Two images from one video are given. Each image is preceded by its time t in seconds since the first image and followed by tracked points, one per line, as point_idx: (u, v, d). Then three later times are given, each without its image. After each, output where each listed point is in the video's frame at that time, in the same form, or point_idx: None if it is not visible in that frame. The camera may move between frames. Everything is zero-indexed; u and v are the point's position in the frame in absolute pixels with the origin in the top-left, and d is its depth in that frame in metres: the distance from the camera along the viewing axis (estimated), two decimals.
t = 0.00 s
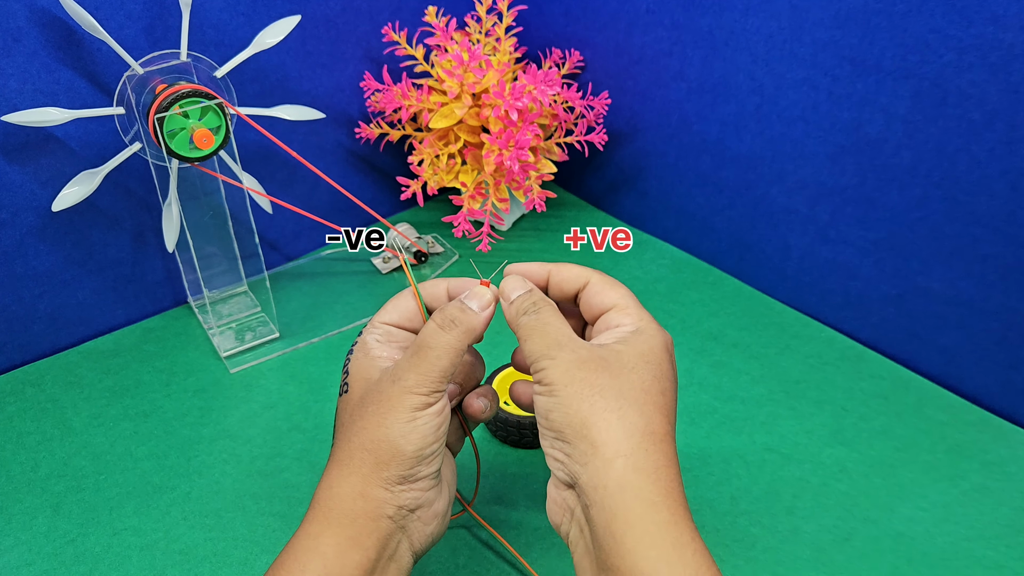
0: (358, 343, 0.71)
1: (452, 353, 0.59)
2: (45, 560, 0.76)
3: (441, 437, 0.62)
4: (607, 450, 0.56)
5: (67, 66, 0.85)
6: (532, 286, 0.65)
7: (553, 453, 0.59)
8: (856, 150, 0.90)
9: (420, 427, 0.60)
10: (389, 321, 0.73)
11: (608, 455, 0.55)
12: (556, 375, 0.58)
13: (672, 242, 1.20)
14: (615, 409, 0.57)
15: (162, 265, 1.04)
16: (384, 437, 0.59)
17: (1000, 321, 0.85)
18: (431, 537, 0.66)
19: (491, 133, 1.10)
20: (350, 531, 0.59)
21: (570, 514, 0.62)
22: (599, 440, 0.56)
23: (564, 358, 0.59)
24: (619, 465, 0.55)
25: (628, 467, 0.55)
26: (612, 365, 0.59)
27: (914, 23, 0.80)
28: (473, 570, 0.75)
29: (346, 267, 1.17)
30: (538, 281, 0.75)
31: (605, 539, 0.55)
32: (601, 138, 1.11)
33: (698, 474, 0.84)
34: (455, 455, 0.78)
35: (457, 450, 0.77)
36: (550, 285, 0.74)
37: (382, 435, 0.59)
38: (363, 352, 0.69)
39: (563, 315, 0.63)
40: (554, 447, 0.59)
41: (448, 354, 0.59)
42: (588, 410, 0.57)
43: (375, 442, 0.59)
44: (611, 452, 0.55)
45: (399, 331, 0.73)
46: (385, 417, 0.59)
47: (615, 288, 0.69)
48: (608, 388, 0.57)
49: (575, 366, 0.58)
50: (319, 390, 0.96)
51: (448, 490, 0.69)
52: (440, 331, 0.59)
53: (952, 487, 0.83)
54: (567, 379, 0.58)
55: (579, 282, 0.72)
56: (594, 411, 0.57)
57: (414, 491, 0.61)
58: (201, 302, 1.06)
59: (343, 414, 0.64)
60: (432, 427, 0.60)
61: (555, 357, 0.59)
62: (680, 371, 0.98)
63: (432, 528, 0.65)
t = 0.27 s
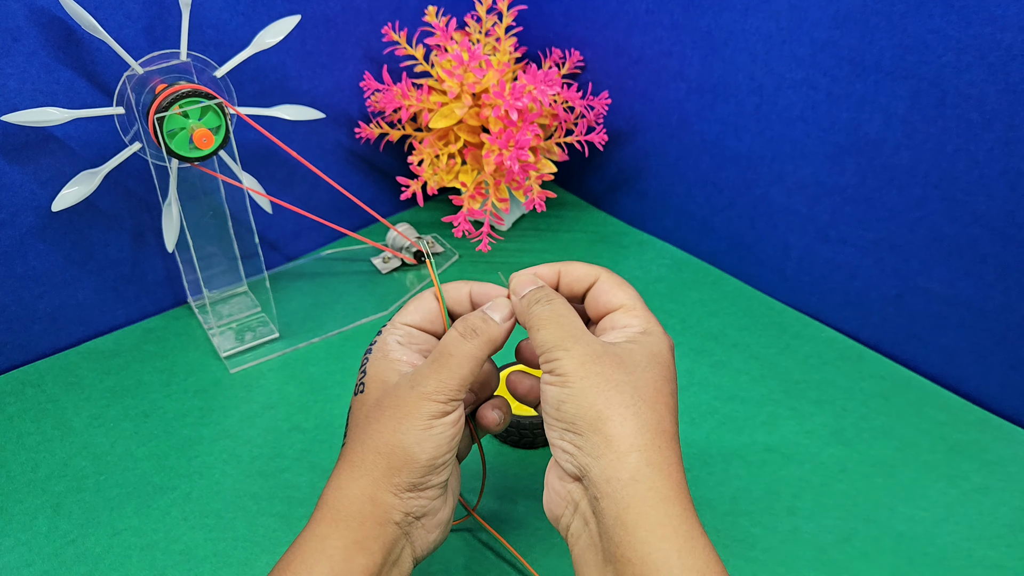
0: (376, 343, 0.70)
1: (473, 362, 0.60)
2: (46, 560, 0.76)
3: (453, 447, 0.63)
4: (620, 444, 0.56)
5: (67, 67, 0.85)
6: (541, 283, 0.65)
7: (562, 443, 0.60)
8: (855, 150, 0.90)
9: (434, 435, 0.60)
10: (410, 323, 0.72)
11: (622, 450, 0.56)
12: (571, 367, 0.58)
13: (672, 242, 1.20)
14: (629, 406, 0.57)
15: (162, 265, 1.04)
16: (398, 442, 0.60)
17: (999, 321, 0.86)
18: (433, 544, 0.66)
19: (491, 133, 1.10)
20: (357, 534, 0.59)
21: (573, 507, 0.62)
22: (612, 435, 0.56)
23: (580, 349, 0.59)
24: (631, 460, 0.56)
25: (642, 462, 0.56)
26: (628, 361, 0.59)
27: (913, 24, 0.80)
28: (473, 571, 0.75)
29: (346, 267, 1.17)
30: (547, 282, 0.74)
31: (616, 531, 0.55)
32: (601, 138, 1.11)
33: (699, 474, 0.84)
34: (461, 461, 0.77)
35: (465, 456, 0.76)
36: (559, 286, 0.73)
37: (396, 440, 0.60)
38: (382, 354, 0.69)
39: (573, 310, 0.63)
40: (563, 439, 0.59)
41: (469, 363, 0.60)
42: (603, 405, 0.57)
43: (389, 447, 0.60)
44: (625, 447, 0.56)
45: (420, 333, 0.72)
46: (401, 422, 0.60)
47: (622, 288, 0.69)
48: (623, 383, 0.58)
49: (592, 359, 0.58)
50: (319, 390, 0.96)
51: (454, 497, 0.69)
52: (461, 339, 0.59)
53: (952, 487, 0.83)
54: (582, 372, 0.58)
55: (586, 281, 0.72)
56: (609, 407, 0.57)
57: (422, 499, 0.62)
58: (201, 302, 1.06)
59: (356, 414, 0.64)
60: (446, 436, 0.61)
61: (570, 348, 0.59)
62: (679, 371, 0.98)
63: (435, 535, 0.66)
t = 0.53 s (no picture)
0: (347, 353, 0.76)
1: (393, 337, 0.66)
2: (45, 559, 0.76)
3: (415, 415, 0.64)
4: (614, 447, 0.56)
5: (67, 67, 0.85)
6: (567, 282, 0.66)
7: (561, 446, 0.60)
8: (855, 150, 0.90)
9: (386, 401, 0.63)
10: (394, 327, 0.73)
11: (615, 452, 0.56)
12: (570, 368, 0.59)
13: (671, 242, 1.20)
14: (625, 407, 0.57)
15: (162, 265, 1.04)
16: (352, 417, 0.62)
17: (999, 322, 0.85)
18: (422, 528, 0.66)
19: (490, 133, 1.10)
20: (329, 518, 0.60)
21: (574, 510, 0.62)
22: (606, 436, 0.56)
23: (582, 350, 0.60)
24: (623, 463, 0.55)
25: (636, 465, 0.55)
26: (629, 361, 0.59)
27: (913, 23, 0.80)
28: (473, 570, 0.75)
29: (345, 267, 1.17)
30: (575, 276, 0.75)
31: (609, 534, 0.54)
32: (601, 139, 1.11)
33: (697, 474, 0.84)
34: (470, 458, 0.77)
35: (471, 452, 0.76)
36: (587, 279, 0.75)
37: (351, 415, 0.63)
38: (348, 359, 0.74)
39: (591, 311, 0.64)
40: (562, 441, 0.60)
41: (390, 336, 0.66)
42: (599, 406, 0.57)
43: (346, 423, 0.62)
44: (618, 450, 0.56)
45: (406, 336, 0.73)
46: (353, 396, 0.63)
47: (646, 281, 0.71)
48: (619, 384, 0.58)
49: (592, 360, 0.59)
50: (318, 389, 0.96)
51: (444, 485, 0.69)
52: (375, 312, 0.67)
53: (950, 487, 0.83)
54: (581, 373, 0.59)
55: (614, 273, 0.73)
56: (605, 407, 0.57)
57: (392, 474, 0.63)
58: (201, 302, 1.06)
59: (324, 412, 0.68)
60: (397, 404, 0.63)
61: (573, 349, 0.60)
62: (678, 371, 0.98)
63: (420, 518, 0.66)
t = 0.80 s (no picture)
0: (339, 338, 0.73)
1: (427, 334, 0.64)
2: (45, 560, 0.76)
3: (432, 417, 0.63)
4: (621, 446, 0.56)
5: (67, 67, 0.85)
6: (564, 285, 0.67)
7: (568, 446, 0.61)
8: (855, 150, 0.90)
9: (408, 403, 0.61)
10: (371, 316, 0.74)
11: (622, 451, 0.56)
12: (574, 369, 0.59)
13: (671, 242, 1.20)
14: (632, 405, 0.57)
15: (161, 265, 1.04)
16: (372, 416, 0.60)
17: (999, 321, 0.85)
18: (425, 525, 0.65)
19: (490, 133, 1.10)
20: (339, 517, 0.58)
21: (583, 509, 0.62)
22: (613, 435, 0.56)
23: (584, 351, 0.60)
24: (630, 461, 0.55)
25: (643, 462, 0.55)
26: (633, 359, 0.59)
27: (913, 23, 0.80)
28: (473, 570, 0.75)
29: (345, 267, 1.17)
30: (575, 276, 0.75)
31: (617, 532, 0.54)
32: (601, 139, 1.11)
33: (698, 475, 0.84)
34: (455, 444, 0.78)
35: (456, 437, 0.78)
36: (587, 279, 0.75)
37: (371, 413, 0.61)
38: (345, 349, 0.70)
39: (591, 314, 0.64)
40: (569, 440, 0.60)
41: (424, 334, 0.64)
42: (604, 405, 0.57)
43: (365, 421, 0.60)
44: (625, 448, 0.56)
45: (382, 324, 0.74)
46: (374, 395, 0.61)
47: (648, 278, 0.71)
48: (624, 383, 0.58)
49: (595, 360, 0.59)
50: (318, 390, 0.96)
51: (442, 480, 0.69)
52: (412, 320, 0.64)
53: (951, 487, 0.83)
54: (584, 374, 0.59)
55: (613, 272, 0.74)
56: (611, 406, 0.57)
57: (407, 471, 0.62)
58: (200, 302, 1.06)
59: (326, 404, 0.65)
60: (421, 403, 0.62)
61: (575, 351, 0.60)
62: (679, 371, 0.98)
63: (425, 513, 0.65)
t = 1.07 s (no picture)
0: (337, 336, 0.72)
1: (440, 336, 0.64)
2: (45, 560, 0.76)
3: (438, 418, 0.64)
4: (623, 445, 0.56)
5: (67, 67, 0.85)
6: (561, 286, 0.67)
7: (571, 444, 0.61)
8: (855, 150, 0.90)
9: (419, 406, 0.61)
10: (365, 313, 0.75)
11: (623, 450, 0.56)
12: (575, 368, 0.59)
13: (671, 242, 1.20)
14: (633, 403, 0.57)
15: (161, 265, 1.04)
16: (383, 418, 0.60)
17: (998, 322, 0.85)
18: (429, 526, 0.66)
19: (490, 133, 1.10)
20: (351, 520, 0.58)
21: (585, 507, 0.62)
22: (614, 434, 0.56)
23: (585, 350, 0.60)
24: (632, 460, 0.55)
25: (645, 462, 0.55)
26: (634, 357, 0.59)
27: (913, 24, 0.80)
28: (474, 570, 0.75)
29: (345, 267, 1.17)
30: (577, 266, 0.76)
31: (618, 531, 0.54)
32: (601, 139, 1.11)
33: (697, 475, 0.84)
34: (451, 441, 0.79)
35: (453, 435, 0.78)
36: (589, 270, 0.75)
37: (382, 416, 0.61)
38: (346, 348, 0.69)
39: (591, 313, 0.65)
40: (572, 438, 0.60)
41: (437, 336, 0.64)
42: (606, 403, 0.57)
43: (376, 423, 0.60)
44: (627, 447, 0.56)
45: (377, 321, 0.75)
46: (385, 397, 0.61)
47: (652, 274, 0.71)
48: (626, 382, 0.58)
49: (596, 359, 0.59)
50: (318, 390, 0.96)
51: (443, 479, 0.70)
52: (429, 318, 0.64)
53: (950, 487, 0.83)
54: (586, 372, 0.59)
55: (617, 265, 0.73)
56: (612, 404, 0.57)
57: (415, 473, 0.62)
58: (200, 302, 1.06)
59: (330, 404, 0.65)
60: (432, 405, 0.62)
61: (576, 350, 0.60)
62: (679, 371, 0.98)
63: (431, 514, 0.66)
